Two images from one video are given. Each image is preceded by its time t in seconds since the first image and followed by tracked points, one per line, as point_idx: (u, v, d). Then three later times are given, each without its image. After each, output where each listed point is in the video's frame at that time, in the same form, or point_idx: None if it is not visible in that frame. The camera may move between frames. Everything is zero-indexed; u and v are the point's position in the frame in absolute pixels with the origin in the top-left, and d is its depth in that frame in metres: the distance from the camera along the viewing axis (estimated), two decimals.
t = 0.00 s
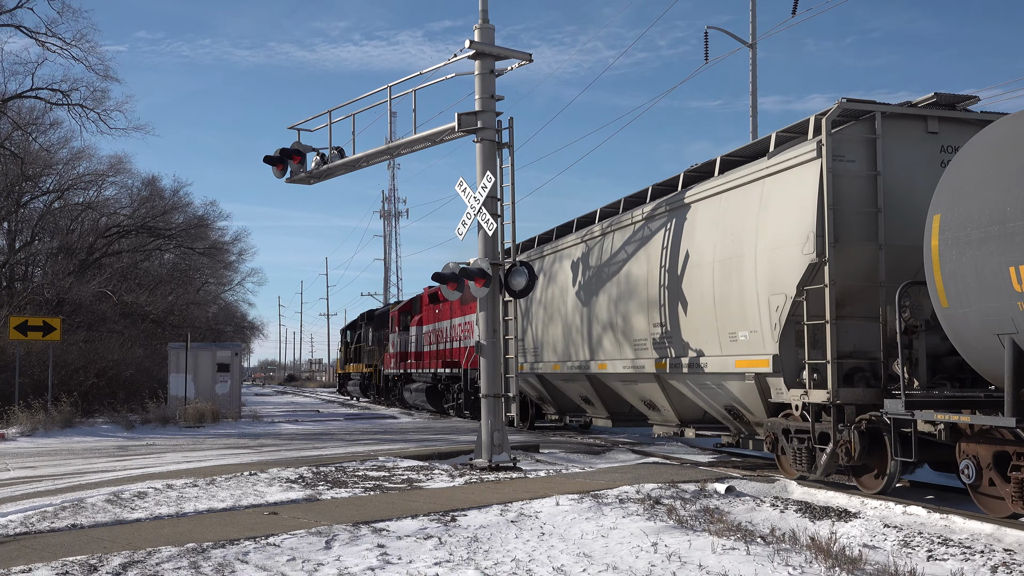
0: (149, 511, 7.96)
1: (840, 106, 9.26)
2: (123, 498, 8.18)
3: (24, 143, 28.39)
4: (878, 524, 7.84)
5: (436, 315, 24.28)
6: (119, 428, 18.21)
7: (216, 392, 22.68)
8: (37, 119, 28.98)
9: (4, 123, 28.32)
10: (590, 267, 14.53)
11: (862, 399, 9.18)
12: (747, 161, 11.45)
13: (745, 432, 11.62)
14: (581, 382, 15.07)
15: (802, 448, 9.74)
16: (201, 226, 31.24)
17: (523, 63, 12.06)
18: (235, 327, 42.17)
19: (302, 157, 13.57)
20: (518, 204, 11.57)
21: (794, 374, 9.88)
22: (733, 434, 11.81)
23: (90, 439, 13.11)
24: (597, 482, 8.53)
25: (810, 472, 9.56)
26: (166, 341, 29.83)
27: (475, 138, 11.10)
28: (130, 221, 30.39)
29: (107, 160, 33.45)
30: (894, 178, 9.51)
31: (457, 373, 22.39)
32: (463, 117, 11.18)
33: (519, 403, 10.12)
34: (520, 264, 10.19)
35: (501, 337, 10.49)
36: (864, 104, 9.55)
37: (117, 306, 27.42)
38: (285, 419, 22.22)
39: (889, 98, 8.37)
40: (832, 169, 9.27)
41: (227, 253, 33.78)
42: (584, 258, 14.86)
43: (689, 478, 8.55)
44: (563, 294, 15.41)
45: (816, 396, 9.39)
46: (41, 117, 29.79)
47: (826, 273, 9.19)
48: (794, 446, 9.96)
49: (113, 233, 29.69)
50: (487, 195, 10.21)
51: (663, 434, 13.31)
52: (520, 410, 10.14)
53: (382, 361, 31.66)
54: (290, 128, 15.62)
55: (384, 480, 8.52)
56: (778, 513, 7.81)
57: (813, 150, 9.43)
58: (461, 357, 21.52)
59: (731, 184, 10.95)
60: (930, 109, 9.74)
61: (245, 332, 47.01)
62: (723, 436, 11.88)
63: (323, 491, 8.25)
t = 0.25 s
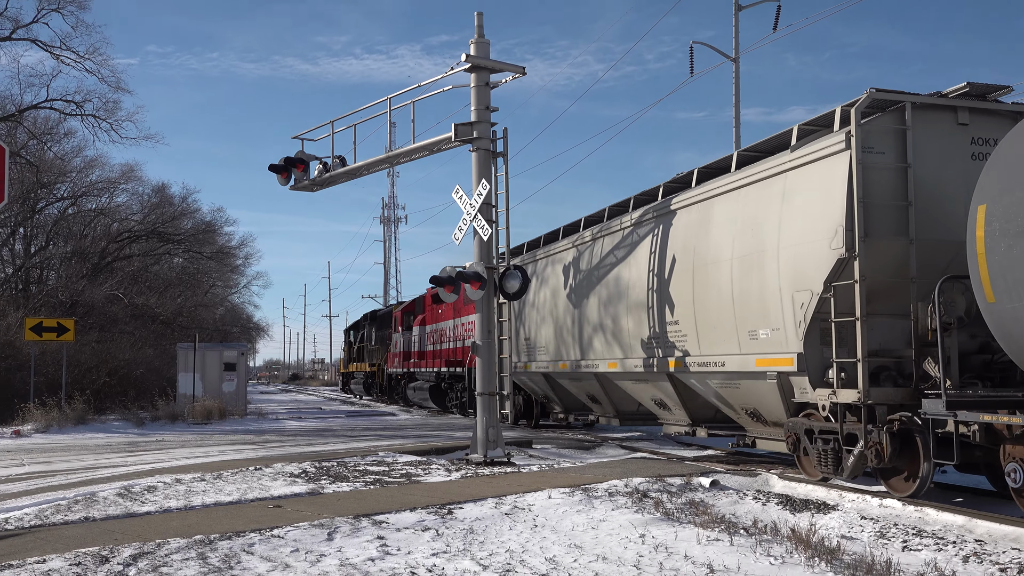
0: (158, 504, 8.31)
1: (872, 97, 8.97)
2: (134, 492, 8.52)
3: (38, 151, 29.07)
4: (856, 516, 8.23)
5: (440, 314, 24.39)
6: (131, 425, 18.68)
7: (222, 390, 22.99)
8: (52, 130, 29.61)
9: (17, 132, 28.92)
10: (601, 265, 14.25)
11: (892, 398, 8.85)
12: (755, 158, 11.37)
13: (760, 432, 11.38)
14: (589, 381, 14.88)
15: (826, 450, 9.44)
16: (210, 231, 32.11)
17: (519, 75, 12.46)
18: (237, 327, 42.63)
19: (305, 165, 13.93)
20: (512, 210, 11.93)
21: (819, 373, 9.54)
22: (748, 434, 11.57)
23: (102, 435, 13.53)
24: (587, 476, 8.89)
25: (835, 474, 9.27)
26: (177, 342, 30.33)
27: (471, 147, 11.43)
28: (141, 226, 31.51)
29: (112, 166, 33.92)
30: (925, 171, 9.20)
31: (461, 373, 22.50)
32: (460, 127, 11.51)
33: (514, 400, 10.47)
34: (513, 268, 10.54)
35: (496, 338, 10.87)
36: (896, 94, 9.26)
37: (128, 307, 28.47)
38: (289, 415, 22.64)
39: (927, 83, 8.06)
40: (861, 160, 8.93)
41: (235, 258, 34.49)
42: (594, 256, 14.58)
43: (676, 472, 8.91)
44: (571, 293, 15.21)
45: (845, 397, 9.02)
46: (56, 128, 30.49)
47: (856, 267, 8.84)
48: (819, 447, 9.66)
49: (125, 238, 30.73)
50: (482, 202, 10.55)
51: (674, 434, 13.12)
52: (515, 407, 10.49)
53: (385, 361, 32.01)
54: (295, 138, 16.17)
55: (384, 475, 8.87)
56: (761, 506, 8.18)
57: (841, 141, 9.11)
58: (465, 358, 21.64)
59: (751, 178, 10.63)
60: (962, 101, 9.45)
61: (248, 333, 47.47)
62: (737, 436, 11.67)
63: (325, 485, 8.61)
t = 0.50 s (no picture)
0: (168, 498, 8.69)
1: (918, 80, 8.47)
2: (144, 487, 8.90)
3: (53, 160, 29.84)
4: (833, 509, 8.65)
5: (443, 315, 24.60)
6: (140, 423, 19.19)
7: (229, 390, 23.76)
8: (66, 140, 30.26)
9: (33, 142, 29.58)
10: (617, 263, 13.83)
11: (939, 400, 8.34)
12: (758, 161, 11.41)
13: (781, 433, 11.03)
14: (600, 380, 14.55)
15: (862, 453, 8.97)
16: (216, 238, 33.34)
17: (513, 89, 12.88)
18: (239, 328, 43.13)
19: (308, 175, 14.32)
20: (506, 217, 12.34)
21: (853, 372, 9.10)
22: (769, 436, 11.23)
23: (112, 432, 13.99)
24: (577, 472, 9.28)
25: (873, 479, 8.80)
26: (185, 343, 31.51)
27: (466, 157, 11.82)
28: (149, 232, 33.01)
29: (116, 171, 34.40)
30: (969, 160, 8.76)
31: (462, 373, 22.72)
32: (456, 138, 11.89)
33: (507, 400, 10.86)
34: (507, 272, 10.95)
35: (490, 340, 11.26)
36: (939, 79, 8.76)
37: (138, 309, 29.81)
38: (292, 414, 23.09)
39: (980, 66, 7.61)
40: (904, 148, 8.46)
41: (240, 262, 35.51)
42: (609, 254, 14.16)
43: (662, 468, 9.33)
44: (581, 292, 14.87)
45: (887, 398, 8.52)
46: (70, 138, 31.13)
47: (899, 262, 8.36)
48: (853, 451, 9.19)
49: (134, 244, 32.18)
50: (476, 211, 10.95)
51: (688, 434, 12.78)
52: (509, 407, 10.89)
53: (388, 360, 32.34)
54: (301, 148, 16.82)
55: (383, 470, 9.26)
56: (743, 500, 8.59)
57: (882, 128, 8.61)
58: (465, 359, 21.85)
59: (780, 170, 10.18)
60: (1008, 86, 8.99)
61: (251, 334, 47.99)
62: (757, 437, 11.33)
63: (327, 480, 8.99)
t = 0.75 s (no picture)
0: (175, 494, 9.04)
1: (962, 64, 8.08)
2: (152, 483, 9.24)
3: (65, 168, 30.61)
4: (814, 503, 9.03)
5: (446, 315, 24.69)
6: (146, 422, 19.67)
7: (235, 389, 24.73)
8: (78, 149, 30.90)
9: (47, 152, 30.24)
10: (632, 260, 13.46)
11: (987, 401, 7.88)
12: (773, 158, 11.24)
13: (804, 435, 10.72)
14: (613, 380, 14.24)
15: (900, 458, 8.53)
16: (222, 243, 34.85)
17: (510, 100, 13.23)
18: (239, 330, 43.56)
19: (311, 184, 14.67)
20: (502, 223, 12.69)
21: (891, 372, 8.67)
22: (791, 437, 10.92)
23: (118, 430, 14.37)
24: (569, 468, 9.64)
25: (912, 484, 8.39)
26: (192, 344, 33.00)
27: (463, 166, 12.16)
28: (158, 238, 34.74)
29: (120, 176, 34.85)
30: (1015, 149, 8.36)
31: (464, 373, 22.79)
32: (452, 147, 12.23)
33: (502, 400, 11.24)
34: (501, 276, 11.30)
35: (485, 342, 11.62)
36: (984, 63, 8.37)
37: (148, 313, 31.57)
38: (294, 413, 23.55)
39: None
40: (948, 136, 8.04)
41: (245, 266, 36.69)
42: (624, 251, 13.79)
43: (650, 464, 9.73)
44: (594, 290, 14.53)
45: (931, 399, 8.08)
46: (83, 148, 31.79)
47: (945, 255, 7.92)
48: (889, 455, 8.75)
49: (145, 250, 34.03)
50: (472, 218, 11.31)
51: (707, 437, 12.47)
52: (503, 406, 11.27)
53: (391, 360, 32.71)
54: (301, 157, 17.62)
55: (383, 467, 9.60)
56: (728, 495, 8.97)
57: (925, 115, 8.20)
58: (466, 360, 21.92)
59: (810, 161, 9.78)
60: None
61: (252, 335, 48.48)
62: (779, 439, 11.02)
63: (328, 476, 9.34)
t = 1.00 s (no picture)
0: (182, 490, 9.40)
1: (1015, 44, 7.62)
2: (160, 479, 9.60)
3: (76, 176, 31.30)
4: (796, 497, 9.44)
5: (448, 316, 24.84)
6: (152, 422, 20.18)
7: (239, 389, 25.79)
8: (88, 157, 31.53)
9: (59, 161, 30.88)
10: (649, 258, 13.09)
11: None
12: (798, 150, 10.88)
13: (829, 436, 10.44)
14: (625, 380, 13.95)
15: (945, 463, 8.02)
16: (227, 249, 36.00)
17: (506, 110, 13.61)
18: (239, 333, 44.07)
19: (314, 191, 15.03)
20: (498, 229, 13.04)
21: (935, 372, 8.21)
22: (815, 440, 10.62)
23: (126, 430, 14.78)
24: (560, 464, 10.06)
25: (958, 491, 7.88)
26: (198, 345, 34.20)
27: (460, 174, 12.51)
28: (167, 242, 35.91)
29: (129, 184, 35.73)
30: None
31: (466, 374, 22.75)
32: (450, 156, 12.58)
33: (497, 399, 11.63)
34: (497, 280, 11.68)
35: (481, 343, 12.00)
36: None
37: (156, 315, 32.63)
38: (296, 412, 24.05)
39: None
40: (1001, 120, 7.57)
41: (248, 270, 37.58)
42: (640, 248, 13.43)
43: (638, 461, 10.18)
44: (608, 289, 14.16)
45: (982, 401, 7.60)
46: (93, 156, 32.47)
47: (998, 247, 7.46)
48: (934, 459, 8.29)
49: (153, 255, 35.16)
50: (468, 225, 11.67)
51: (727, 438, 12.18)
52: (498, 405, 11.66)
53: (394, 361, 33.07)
54: (307, 166, 17.42)
55: (382, 463, 9.98)
56: (713, 490, 9.37)
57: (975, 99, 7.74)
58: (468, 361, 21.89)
59: (842, 152, 9.39)
60: None
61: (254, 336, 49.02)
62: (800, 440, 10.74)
63: (330, 473, 9.71)
